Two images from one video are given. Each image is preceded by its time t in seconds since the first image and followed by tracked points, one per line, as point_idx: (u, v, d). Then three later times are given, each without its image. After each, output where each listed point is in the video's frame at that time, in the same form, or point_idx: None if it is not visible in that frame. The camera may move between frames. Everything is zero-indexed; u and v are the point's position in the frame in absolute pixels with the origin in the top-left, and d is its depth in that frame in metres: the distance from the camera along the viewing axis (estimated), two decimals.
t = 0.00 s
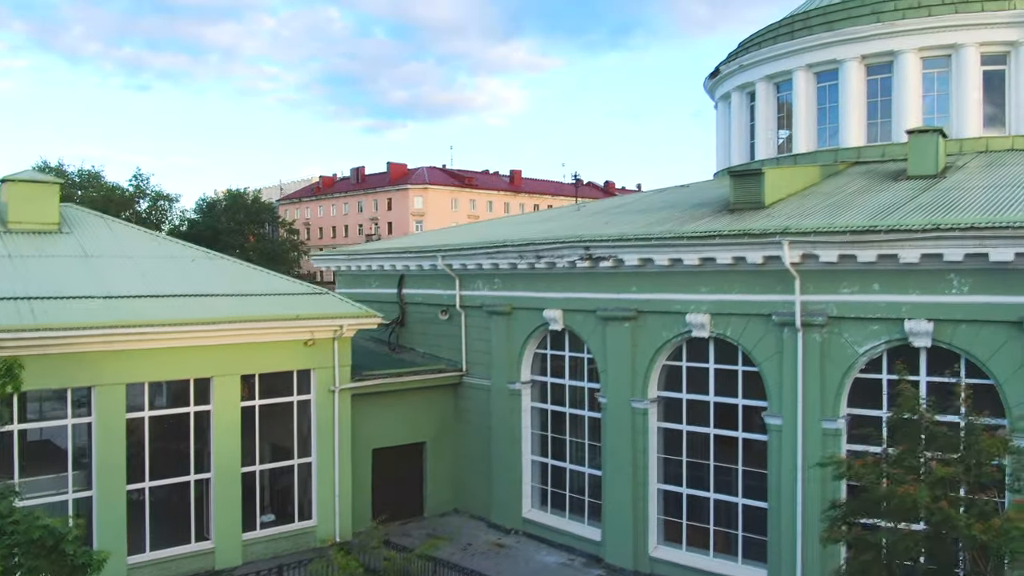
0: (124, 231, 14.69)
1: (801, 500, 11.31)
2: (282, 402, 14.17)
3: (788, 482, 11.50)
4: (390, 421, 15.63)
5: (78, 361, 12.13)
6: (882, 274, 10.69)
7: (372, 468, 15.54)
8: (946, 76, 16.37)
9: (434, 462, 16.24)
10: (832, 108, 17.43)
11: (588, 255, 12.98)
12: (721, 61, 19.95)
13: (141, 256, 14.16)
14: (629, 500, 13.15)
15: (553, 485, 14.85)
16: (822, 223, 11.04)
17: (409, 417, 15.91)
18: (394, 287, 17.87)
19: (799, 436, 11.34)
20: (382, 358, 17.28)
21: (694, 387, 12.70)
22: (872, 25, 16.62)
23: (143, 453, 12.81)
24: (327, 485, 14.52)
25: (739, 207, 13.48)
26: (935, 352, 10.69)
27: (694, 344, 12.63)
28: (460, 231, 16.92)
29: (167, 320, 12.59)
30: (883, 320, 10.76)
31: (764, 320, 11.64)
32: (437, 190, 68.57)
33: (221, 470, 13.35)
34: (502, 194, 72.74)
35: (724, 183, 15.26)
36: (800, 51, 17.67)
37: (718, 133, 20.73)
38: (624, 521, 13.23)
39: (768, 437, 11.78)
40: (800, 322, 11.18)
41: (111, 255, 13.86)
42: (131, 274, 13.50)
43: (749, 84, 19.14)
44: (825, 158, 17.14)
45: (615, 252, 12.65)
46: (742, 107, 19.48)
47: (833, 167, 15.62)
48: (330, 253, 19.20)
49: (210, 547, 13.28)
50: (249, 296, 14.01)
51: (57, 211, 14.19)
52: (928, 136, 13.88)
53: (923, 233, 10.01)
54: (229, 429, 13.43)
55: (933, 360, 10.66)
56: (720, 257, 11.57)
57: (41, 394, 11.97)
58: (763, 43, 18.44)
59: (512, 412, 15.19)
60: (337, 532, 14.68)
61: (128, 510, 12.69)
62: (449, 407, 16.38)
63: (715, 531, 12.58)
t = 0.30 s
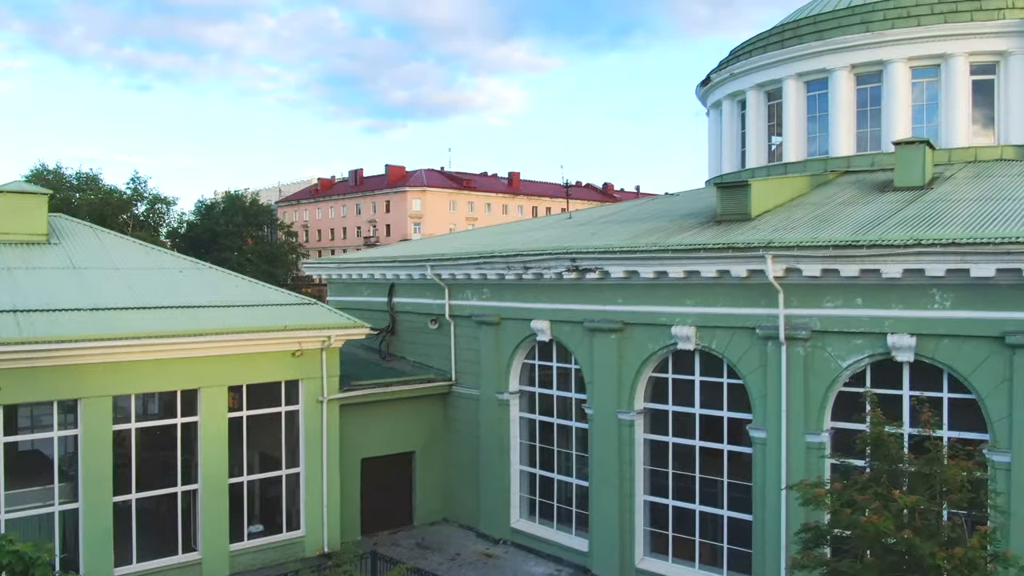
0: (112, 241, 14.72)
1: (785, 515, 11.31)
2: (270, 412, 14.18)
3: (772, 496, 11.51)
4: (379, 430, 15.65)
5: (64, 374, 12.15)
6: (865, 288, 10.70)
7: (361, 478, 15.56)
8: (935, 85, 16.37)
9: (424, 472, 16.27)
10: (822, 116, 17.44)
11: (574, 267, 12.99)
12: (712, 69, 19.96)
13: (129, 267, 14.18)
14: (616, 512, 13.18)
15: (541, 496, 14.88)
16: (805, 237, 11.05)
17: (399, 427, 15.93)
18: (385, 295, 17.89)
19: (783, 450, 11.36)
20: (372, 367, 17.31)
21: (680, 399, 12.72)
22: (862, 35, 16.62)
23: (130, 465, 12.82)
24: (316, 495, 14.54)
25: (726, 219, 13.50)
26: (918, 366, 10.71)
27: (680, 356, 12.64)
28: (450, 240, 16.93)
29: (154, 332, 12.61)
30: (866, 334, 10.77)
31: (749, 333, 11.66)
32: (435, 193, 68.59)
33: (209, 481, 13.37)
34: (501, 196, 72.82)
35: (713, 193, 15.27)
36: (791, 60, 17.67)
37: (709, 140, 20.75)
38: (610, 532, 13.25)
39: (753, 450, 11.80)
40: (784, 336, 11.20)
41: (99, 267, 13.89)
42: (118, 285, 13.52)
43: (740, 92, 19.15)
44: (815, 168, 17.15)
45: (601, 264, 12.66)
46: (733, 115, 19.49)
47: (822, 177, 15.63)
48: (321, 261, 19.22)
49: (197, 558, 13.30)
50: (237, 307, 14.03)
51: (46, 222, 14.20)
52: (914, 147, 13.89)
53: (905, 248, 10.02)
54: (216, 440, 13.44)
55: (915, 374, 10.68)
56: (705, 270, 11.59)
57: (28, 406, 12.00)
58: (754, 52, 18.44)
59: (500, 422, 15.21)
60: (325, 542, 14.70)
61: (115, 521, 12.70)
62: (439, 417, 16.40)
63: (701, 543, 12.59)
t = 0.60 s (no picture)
0: (102, 252, 14.75)
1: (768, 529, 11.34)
2: (258, 423, 14.20)
3: (756, 510, 11.53)
4: (368, 440, 15.67)
5: (51, 387, 12.17)
6: (848, 302, 10.71)
7: (350, 487, 15.59)
8: (925, 95, 16.38)
9: (413, 481, 16.28)
10: (812, 125, 17.45)
11: (561, 278, 13.01)
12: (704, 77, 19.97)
13: (118, 278, 14.22)
14: (602, 523, 13.21)
15: (529, 506, 14.89)
16: (789, 251, 11.06)
17: (388, 436, 15.95)
18: (375, 304, 17.90)
19: (767, 463, 11.38)
20: (362, 376, 17.33)
21: (666, 411, 12.74)
22: (851, 44, 16.63)
23: (117, 477, 12.84)
24: (304, 505, 14.57)
25: (713, 230, 13.51)
26: (901, 381, 10.73)
27: (666, 368, 12.66)
28: (440, 249, 16.96)
29: (140, 345, 12.64)
30: (850, 348, 10.79)
31: (733, 346, 11.67)
32: (434, 195, 68.54)
33: (196, 493, 13.39)
34: (499, 199, 72.84)
35: (702, 203, 15.29)
36: (781, 69, 17.69)
37: (701, 148, 20.77)
38: (597, 543, 13.29)
39: (737, 462, 11.82)
40: (768, 349, 11.22)
41: (87, 278, 13.92)
42: (106, 297, 13.55)
43: (731, 101, 19.16)
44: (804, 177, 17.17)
45: (588, 276, 12.68)
46: (724, 123, 19.51)
47: (811, 187, 15.65)
48: (313, 269, 19.24)
49: (184, 569, 13.33)
50: (225, 318, 14.04)
51: (35, 233, 14.25)
52: (901, 158, 13.91)
53: (886, 263, 10.03)
54: (204, 451, 13.46)
55: (898, 388, 10.71)
56: (689, 284, 11.60)
57: (14, 419, 12.02)
58: (745, 60, 18.46)
59: (489, 432, 15.23)
60: (313, 551, 14.72)
61: (102, 532, 12.73)
62: (428, 426, 16.42)
63: (687, 555, 12.61)
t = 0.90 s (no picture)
0: (92, 262, 14.77)
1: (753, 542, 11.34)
2: (247, 433, 14.22)
3: (741, 523, 11.54)
4: (358, 449, 15.69)
5: (38, 399, 12.19)
6: (832, 317, 10.72)
7: (340, 497, 15.61)
8: (915, 104, 16.39)
9: (403, 491, 16.30)
10: (803, 134, 17.45)
11: (548, 290, 13.02)
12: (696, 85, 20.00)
13: (107, 288, 14.24)
14: (590, 534, 13.22)
15: (518, 516, 14.91)
16: (773, 265, 11.07)
17: (378, 445, 15.97)
18: (366, 312, 17.92)
19: (752, 476, 11.39)
20: (353, 385, 17.35)
21: (653, 423, 12.75)
22: (841, 54, 16.63)
23: (105, 488, 12.85)
24: (293, 515, 14.58)
25: (701, 241, 13.52)
26: (885, 395, 10.74)
27: (652, 380, 12.67)
28: (431, 259, 16.98)
29: (128, 356, 12.66)
30: (834, 362, 10.80)
31: (719, 359, 11.68)
32: (433, 198, 68.52)
33: (185, 503, 13.42)
34: (498, 201, 72.93)
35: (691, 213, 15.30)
36: (772, 78, 17.70)
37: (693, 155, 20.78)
38: (584, 554, 13.30)
39: (723, 475, 11.83)
40: (752, 363, 11.23)
41: (76, 289, 13.94)
42: (94, 308, 13.57)
43: (723, 109, 19.18)
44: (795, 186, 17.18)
45: (575, 288, 12.68)
46: (715, 131, 19.52)
47: (800, 197, 15.66)
48: (305, 276, 19.26)
49: None
50: (214, 329, 14.06)
51: (24, 243, 14.27)
52: (890, 169, 13.91)
53: (869, 279, 10.03)
54: (192, 463, 13.48)
55: (882, 403, 10.72)
56: (675, 296, 11.61)
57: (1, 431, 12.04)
58: (736, 69, 18.47)
59: (478, 442, 15.24)
60: (302, 561, 14.74)
61: (89, 543, 12.73)
62: (418, 435, 16.44)
63: (674, 567, 12.62)
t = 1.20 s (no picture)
0: (83, 272, 14.81)
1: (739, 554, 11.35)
2: (237, 444, 14.24)
3: (727, 536, 11.55)
4: (349, 459, 15.72)
5: (27, 411, 12.24)
6: (817, 330, 10.72)
7: (331, 506, 15.64)
8: (906, 114, 16.38)
9: (395, 500, 16.32)
10: (795, 143, 17.45)
11: (536, 301, 13.03)
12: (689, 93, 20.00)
13: (97, 299, 14.27)
14: (578, 545, 13.25)
15: (509, 526, 14.93)
16: (759, 278, 11.08)
17: (369, 455, 16.00)
18: (359, 321, 17.94)
19: (738, 489, 11.40)
20: (345, 394, 17.37)
21: (641, 435, 12.76)
22: (832, 63, 16.63)
23: (94, 499, 12.88)
24: (284, 525, 14.61)
25: (689, 253, 13.53)
26: (870, 410, 10.74)
27: (640, 392, 12.68)
28: (423, 268, 17.00)
29: (116, 368, 12.69)
30: (819, 377, 10.80)
31: (705, 371, 11.69)
32: (433, 200, 68.49)
33: (174, 514, 13.45)
34: (498, 203, 73.07)
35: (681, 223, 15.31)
36: (764, 87, 17.70)
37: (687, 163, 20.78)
38: (573, 565, 13.33)
39: (710, 488, 11.83)
40: (738, 377, 11.24)
41: (66, 299, 13.98)
42: (84, 319, 13.61)
43: (715, 117, 19.18)
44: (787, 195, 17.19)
45: (563, 299, 12.69)
46: (708, 138, 19.52)
47: (791, 207, 15.65)
48: (298, 284, 19.29)
49: None
50: (204, 340, 14.09)
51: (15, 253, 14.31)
52: (879, 180, 13.89)
53: (853, 294, 10.03)
54: (181, 474, 13.52)
55: (867, 417, 10.73)
56: (661, 309, 11.62)
57: None
58: (728, 77, 18.47)
59: (469, 451, 15.25)
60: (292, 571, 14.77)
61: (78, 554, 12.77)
62: (410, 444, 16.46)
63: None
